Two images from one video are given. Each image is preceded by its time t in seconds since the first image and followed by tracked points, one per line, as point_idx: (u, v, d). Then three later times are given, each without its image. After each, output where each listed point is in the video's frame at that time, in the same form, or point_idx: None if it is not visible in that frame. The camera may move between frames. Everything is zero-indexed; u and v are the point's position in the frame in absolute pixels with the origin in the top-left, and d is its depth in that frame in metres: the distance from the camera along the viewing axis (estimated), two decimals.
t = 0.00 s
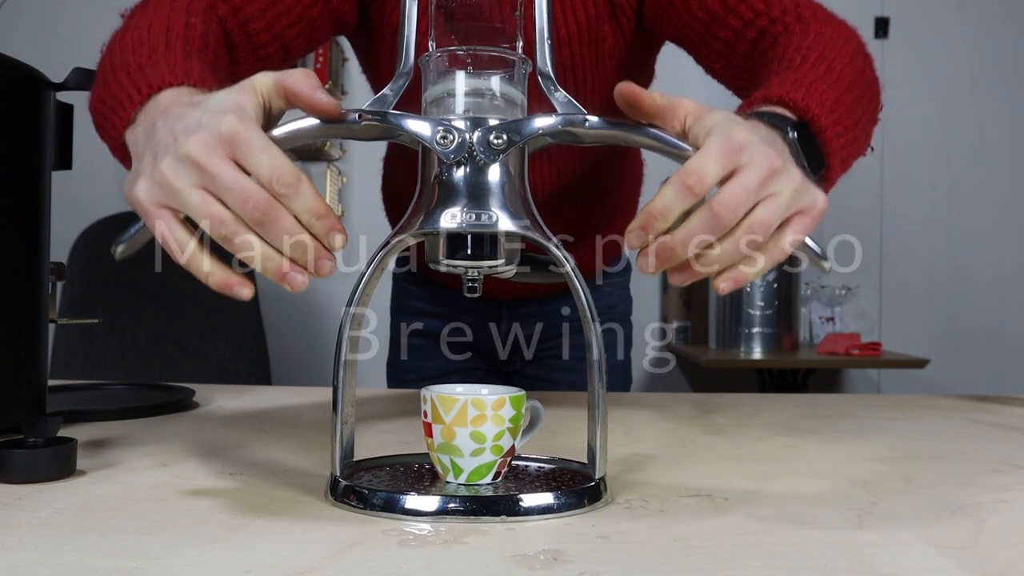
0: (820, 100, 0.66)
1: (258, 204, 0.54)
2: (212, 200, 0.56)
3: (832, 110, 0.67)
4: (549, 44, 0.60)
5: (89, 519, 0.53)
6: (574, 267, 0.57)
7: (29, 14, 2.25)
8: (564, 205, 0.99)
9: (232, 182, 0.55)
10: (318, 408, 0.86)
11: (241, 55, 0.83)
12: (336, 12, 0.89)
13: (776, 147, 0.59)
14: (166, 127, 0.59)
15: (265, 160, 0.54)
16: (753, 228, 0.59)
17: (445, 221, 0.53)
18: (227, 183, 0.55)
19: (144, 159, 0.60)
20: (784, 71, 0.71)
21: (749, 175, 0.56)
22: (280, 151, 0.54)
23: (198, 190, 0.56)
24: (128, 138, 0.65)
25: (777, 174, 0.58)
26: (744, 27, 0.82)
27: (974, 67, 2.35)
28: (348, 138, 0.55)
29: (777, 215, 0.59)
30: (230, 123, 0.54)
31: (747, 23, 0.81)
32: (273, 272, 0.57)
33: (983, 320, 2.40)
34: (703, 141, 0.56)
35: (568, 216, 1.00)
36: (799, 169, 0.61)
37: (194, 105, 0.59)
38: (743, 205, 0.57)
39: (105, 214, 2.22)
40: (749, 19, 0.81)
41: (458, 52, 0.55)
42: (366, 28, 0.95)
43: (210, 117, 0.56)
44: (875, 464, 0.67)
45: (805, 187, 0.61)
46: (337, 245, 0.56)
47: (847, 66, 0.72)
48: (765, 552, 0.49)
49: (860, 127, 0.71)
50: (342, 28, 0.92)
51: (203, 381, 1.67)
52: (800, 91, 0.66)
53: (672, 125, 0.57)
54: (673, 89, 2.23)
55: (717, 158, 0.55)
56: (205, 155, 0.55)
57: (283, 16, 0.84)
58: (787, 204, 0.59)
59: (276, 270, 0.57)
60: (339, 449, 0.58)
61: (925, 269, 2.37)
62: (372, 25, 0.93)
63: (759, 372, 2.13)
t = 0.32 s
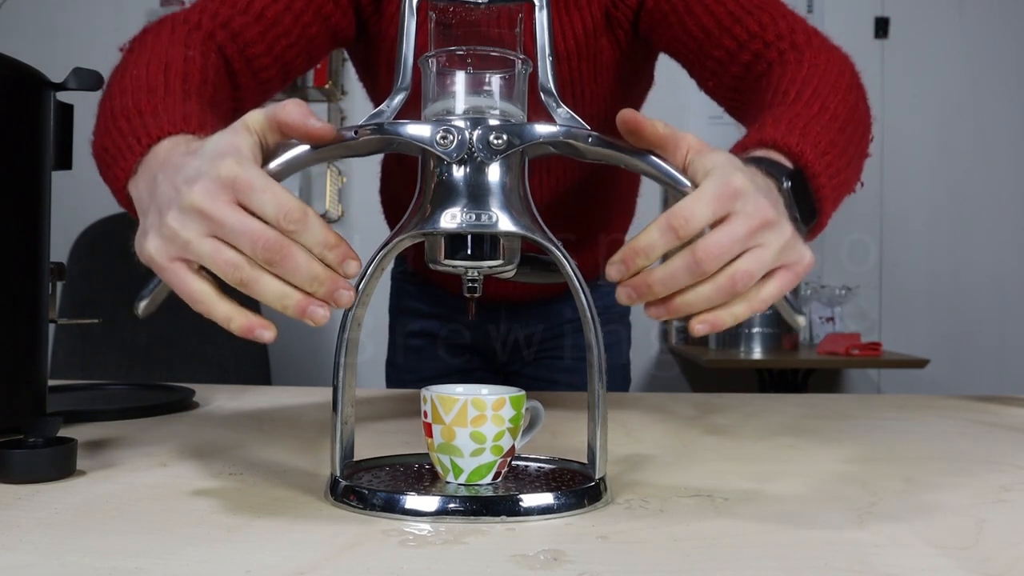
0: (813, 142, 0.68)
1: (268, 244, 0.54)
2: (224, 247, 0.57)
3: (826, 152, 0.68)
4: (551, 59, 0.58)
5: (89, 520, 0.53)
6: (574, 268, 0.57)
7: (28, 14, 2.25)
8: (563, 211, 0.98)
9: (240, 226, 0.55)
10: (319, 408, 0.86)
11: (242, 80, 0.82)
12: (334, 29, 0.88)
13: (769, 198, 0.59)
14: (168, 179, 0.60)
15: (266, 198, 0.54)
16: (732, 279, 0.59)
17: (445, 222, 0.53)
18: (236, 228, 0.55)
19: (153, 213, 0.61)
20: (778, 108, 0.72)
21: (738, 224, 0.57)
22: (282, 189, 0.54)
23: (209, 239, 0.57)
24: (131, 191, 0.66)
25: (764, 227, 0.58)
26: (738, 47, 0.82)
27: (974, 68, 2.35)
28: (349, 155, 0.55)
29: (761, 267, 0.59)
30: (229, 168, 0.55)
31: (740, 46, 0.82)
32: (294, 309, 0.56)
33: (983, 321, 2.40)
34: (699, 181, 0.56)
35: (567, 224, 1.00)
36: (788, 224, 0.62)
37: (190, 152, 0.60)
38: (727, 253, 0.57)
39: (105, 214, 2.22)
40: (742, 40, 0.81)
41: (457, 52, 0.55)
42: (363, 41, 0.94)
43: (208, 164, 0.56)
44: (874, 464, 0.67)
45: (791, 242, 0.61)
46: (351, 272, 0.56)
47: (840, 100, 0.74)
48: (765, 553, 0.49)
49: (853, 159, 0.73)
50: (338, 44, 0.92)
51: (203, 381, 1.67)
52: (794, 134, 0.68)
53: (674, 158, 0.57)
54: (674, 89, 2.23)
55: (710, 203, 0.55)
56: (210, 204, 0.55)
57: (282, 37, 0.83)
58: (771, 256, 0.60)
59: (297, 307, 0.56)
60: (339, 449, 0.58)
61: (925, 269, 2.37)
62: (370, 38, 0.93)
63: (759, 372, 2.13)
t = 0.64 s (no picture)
0: (816, 168, 0.68)
1: (273, 263, 0.53)
2: (231, 273, 0.56)
3: (828, 178, 0.68)
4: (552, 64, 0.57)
5: (83, 523, 0.53)
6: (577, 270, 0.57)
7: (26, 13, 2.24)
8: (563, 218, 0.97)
9: (246, 248, 0.54)
10: (317, 410, 0.85)
11: (237, 94, 0.81)
12: (331, 37, 0.87)
13: (766, 230, 0.58)
14: (168, 210, 0.59)
15: (267, 216, 0.53)
16: (714, 305, 0.57)
17: (445, 221, 0.52)
18: (240, 251, 0.54)
19: (158, 246, 0.60)
20: (781, 129, 0.72)
21: (726, 252, 0.55)
22: (282, 207, 0.54)
23: (215, 266, 0.56)
24: (132, 222, 0.66)
25: (754, 259, 0.57)
26: (743, 60, 0.80)
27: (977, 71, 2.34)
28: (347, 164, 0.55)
29: (746, 299, 0.57)
30: (227, 191, 0.54)
31: (746, 58, 0.80)
32: (309, 326, 0.54)
33: (986, 324, 2.39)
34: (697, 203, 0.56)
35: (567, 233, 0.98)
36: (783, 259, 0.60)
37: (187, 180, 0.59)
38: (710, 279, 0.56)
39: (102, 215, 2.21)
40: (747, 53, 0.79)
41: (456, 47, 0.54)
42: (362, 48, 0.92)
43: (206, 190, 0.56)
44: (879, 467, 0.66)
45: (782, 277, 0.59)
46: (363, 281, 0.53)
47: (845, 121, 0.73)
48: (768, 557, 0.48)
49: (858, 178, 0.73)
50: (336, 51, 0.90)
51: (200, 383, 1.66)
52: (796, 159, 0.68)
53: (674, 176, 0.56)
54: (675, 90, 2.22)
55: (701, 227, 0.54)
56: (213, 230, 0.55)
57: (278, 49, 0.81)
58: (758, 289, 0.58)
59: (312, 324, 0.54)
60: (336, 450, 0.57)
61: (927, 272, 2.36)
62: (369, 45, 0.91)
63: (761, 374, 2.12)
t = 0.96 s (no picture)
0: (816, 186, 0.68)
1: (281, 279, 0.53)
2: (237, 292, 0.55)
3: (828, 196, 0.68)
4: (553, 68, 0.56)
5: (76, 527, 0.52)
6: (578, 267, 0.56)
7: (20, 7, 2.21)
8: (564, 224, 0.95)
9: (252, 267, 0.54)
10: (315, 413, 0.84)
11: (235, 106, 0.79)
12: (329, 44, 0.84)
13: (765, 249, 0.57)
14: (167, 231, 0.58)
15: (273, 233, 0.53)
16: (705, 321, 0.56)
17: (444, 219, 0.51)
18: (246, 270, 0.54)
19: (159, 267, 0.59)
20: (782, 144, 0.71)
21: (721, 268, 0.55)
22: (286, 222, 0.53)
23: (221, 285, 0.55)
24: (132, 243, 0.65)
25: (750, 277, 0.56)
26: (747, 69, 0.78)
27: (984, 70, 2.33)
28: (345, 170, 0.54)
29: (738, 317, 0.56)
30: (229, 208, 0.54)
31: (750, 67, 0.78)
32: (321, 340, 0.54)
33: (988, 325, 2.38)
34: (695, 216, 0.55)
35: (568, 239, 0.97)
36: (781, 280, 0.59)
37: (185, 198, 0.58)
38: (703, 294, 0.55)
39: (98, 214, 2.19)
40: (752, 62, 0.78)
41: (455, 44, 0.53)
42: (361, 53, 0.90)
43: (207, 208, 0.55)
44: (884, 470, 0.65)
45: (779, 297, 0.58)
46: (372, 292, 0.53)
47: (849, 136, 0.72)
48: (773, 562, 0.47)
49: (860, 194, 0.72)
50: (334, 57, 0.88)
51: (198, 384, 1.64)
52: (796, 177, 0.67)
53: (674, 189, 0.55)
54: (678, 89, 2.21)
55: (697, 239, 0.53)
56: (217, 250, 0.54)
57: (274, 59, 0.80)
58: (754, 307, 0.57)
59: (324, 338, 0.54)
60: (334, 453, 0.56)
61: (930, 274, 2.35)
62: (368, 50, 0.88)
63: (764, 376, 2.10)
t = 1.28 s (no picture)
0: (817, 202, 0.67)
1: (286, 294, 0.52)
2: (242, 311, 0.54)
3: (829, 211, 0.68)
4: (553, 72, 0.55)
5: (69, 531, 0.51)
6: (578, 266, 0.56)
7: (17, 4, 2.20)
8: (564, 231, 0.94)
9: (256, 285, 0.53)
10: (313, 415, 0.83)
11: (230, 117, 0.78)
12: (326, 50, 0.83)
13: (759, 272, 0.56)
14: (171, 252, 0.58)
15: (274, 248, 0.52)
16: (689, 340, 0.54)
17: (442, 219, 0.51)
18: (250, 287, 0.53)
19: (165, 291, 0.58)
20: (783, 156, 0.71)
21: (710, 288, 0.53)
22: (287, 234, 0.52)
23: (226, 304, 0.55)
24: (134, 264, 0.65)
25: (740, 299, 0.55)
26: (749, 74, 0.77)
27: (992, 70, 2.31)
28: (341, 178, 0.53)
29: (724, 338, 0.55)
30: (229, 226, 0.53)
31: (752, 72, 0.77)
32: (330, 351, 0.54)
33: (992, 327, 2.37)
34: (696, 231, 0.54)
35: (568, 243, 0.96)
36: (772, 302, 0.57)
37: (185, 218, 0.57)
38: (689, 313, 0.53)
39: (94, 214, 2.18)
40: (754, 67, 0.77)
41: (455, 40, 0.54)
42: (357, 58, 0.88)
43: (207, 227, 0.54)
44: (890, 473, 0.64)
45: (769, 320, 0.57)
46: (373, 293, 0.53)
47: (851, 148, 0.71)
48: (778, 567, 0.46)
49: (862, 206, 0.72)
50: (331, 63, 0.86)
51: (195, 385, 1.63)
52: (797, 192, 0.67)
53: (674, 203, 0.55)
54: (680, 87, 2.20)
55: (687, 259, 0.52)
56: (220, 270, 0.53)
57: (269, 68, 0.78)
58: (741, 329, 0.55)
59: (331, 348, 0.54)
60: (331, 455, 0.56)
61: (932, 276, 2.34)
62: (365, 56, 0.86)
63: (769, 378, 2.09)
